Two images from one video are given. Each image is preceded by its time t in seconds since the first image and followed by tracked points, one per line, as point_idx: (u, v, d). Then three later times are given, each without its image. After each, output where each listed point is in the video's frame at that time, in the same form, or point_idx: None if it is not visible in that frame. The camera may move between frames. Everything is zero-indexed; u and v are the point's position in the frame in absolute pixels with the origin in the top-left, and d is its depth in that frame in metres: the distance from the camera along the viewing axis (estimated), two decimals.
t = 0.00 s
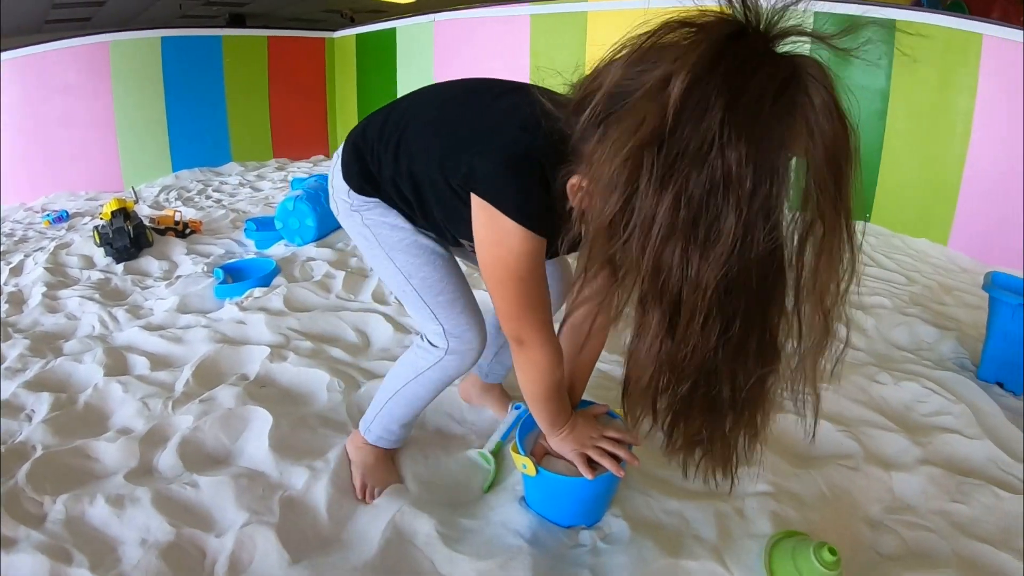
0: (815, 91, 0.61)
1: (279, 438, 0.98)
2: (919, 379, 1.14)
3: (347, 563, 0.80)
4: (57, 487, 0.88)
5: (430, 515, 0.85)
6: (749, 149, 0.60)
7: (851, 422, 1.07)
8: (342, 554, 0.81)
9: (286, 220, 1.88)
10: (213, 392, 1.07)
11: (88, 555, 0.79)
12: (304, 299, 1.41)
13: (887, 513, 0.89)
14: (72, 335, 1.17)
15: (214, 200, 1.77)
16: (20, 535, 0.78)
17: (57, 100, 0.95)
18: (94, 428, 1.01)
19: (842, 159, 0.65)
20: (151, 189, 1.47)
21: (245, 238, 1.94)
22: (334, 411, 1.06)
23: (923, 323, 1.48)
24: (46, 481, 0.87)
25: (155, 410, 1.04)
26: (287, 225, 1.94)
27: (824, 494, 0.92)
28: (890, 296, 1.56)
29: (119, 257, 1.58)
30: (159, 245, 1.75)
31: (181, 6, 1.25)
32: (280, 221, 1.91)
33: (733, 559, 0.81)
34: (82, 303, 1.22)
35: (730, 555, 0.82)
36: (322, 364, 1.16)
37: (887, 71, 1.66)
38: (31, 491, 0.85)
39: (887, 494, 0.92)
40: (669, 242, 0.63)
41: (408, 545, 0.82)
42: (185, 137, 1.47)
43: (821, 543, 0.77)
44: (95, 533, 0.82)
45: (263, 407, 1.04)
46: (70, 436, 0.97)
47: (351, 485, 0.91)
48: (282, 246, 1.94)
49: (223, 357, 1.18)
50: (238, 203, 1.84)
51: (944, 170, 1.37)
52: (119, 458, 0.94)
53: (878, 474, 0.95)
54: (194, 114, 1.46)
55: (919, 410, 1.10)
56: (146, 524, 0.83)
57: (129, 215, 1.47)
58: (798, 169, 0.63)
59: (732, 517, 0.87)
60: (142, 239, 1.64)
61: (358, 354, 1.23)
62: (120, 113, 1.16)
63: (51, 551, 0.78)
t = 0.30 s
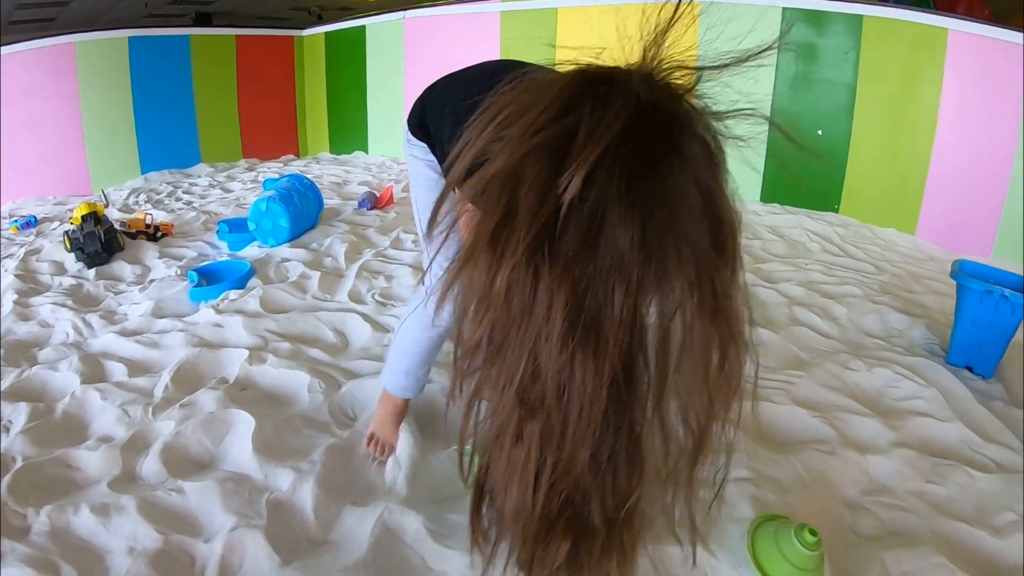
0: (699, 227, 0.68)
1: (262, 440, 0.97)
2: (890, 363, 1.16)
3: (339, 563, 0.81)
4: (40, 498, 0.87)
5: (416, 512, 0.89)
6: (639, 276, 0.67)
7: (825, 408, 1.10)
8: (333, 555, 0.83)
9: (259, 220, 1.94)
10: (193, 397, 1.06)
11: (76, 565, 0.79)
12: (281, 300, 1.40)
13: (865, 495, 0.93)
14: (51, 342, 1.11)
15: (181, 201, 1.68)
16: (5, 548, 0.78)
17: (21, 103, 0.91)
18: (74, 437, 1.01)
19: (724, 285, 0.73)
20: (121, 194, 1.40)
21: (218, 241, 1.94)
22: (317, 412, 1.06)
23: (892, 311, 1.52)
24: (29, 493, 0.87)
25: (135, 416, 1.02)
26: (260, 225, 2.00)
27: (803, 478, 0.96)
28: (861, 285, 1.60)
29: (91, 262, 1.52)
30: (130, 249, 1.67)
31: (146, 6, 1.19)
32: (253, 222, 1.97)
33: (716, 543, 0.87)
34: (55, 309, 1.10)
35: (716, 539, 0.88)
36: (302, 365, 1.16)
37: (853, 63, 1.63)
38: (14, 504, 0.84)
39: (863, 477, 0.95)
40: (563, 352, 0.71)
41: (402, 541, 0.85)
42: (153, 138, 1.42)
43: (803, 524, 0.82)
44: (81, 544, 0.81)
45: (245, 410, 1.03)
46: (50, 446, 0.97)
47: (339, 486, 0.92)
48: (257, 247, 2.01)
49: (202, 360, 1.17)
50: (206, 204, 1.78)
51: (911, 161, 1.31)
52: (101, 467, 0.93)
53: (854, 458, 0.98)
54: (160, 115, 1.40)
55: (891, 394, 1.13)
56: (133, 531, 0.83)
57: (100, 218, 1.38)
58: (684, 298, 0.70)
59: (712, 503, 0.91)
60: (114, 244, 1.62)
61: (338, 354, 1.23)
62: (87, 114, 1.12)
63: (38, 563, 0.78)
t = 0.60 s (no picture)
0: (441, 297, 0.55)
1: (267, 443, 0.95)
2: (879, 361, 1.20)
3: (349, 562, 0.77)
4: (46, 505, 0.88)
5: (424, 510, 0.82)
6: (364, 343, 0.57)
7: (816, 405, 1.10)
8: (344, 554, 0.78)
9: (254, 223, 1.84)
10: (196, 401, 1.04)
11: (85, 569, 0.78)
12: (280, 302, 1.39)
13: (856, 488, 0.93)
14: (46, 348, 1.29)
15: (172, 203, 1.84)
16: (13, 557, 0.80)
17: None
18: (76, 442, 1.01)
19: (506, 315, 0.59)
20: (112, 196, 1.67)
21: (213, 244, 1.92)
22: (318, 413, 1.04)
23: (881, 309, 1.55)
24: (35, 500, 0.88)
25: (137, 422, 1.03)
26: (255, 228, 1.90)
27: (793, 472, 0.94)
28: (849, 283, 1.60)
29: (84, 267, 1.69)
30: (126, 253, 1.78)
31: (134, 7, 1.35)
32: (248, 225, 1.88)
33: (714, 538, 0.80)
34: (51, 314, 1.39)
35: (711, 533, 0.80)
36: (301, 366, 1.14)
37: (842, 64, 1.72)
38: (20, 510, 0.86)
39: (855, 470, 0.96)
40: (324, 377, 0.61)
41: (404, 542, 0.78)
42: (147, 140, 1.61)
43: (797, 517, 0.75)
44: (91, 549, 0.81)
45: (249, 414, 1.01)
46: (53, 451, 0.98)
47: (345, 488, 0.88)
48: (250, 250, 1.90)
49: (202, 364, 1.16)
50: (200, 206, 1.89)
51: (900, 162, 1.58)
52: (105, 473, 0.93)
53: (844, 453, 0.98)
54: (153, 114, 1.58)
55: (880, 390, 1.16)
56: (143, 536, 0.81)
57: (93, 223, 1.63)
58: (420, 373, 0.58)
59: (709, 497, 0.86)
60: (108, 249, 1.71)
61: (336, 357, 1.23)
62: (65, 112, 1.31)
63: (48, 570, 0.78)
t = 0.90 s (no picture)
0: (285, 276, 0.68)
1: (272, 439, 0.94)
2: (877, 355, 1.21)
3: (356, 554, 0.76)
4: (51, 503, 0.88)
5: (429, 504, 0.82)
6: (238, 301, 0.72)
7: (815, 397, 1.10)
8: (350, 546, 0.77)
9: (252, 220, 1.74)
10: (199, 398, 1.04)
11: (91, 566, 0.78)
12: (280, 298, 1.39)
13: (856, 479, 0.94)
14: (47, 347, 1.30)
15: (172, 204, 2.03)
16: (19, 554, 0.79)
17: None
18: (79, 440, 1.01)
19: (336, 285, 0.68)
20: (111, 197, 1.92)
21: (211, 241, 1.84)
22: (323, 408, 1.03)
23: (878, 303, 1.56)
24: (40, 498, 0.89)
25: (141, 418, 1.03)
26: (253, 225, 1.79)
27: (795, 463, 0.94)
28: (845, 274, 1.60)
29: (84, 266, 1.65)
30: (125, 251, 1.75)
31: (130, 5, 1.84)
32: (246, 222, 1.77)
33: (717, 527, 0.80)
34: (53, 313, 1.40)
35: (714, 522, 0.81)
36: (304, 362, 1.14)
37: (838, 63, 2.08)
38: (24, 508, 0.87)
39: (854, 462, 0.96)
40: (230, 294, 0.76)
41: (409, 536, 0.78)
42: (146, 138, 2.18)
43: (798, 506, 0.76)
44: (97, 546, 0.80)
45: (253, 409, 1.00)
46: (56, 450, 0.99)
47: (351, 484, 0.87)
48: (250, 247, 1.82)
49: (204, 361, 1.16)
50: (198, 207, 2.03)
51: (896, 155, 1.99)
52: (110, 470, 0.93)
53: (844, 444, 0.99)
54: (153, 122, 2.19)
55: (878, 383, 1.17)
56: (148, 532, 0.80)
57: (92, 221, 1.69)
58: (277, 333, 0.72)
59: (712, 488, 0.86)
60: (108, 246, 1.71)
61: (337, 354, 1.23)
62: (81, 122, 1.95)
63: (54, 567, 0.77)
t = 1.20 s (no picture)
0: (265, 253, 0.74)
1: (270, 437, 0.94)
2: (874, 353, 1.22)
3: (354, 552, 0.76)
4: (49, 502, 0.88)
5: (427, 502, 0.82)
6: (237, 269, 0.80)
7: (813, 395, 1.11)
8: (349, 545, 0.78)
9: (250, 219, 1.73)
10: (197, 396, 1.04)
11: (89, 565, 0.77)
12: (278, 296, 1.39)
13: (852, 477, 0.94)
14: (45, 346, 1.28)
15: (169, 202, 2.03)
16: (17, 553, 0.79)
17: None
18: (77, 439, 1.01)
19: (310, 268, 0.74)
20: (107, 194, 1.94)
21: (209, 240, 1.84)
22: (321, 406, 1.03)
23: (875, 301, 1.56)
24: (38, 497, 0.88)
25: (139, 417, 1.02)
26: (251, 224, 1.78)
27: (792, 461, 0.94)
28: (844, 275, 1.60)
29: (82, 264, 1.64)
30: (123, 250, 1.74)
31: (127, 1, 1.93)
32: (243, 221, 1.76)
33: (714, 525, 0.81)
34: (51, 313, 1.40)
35: (711, 520, 0.81)
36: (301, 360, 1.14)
37: (836, 61, 2.10)
38: (22, 507, 0.86)
39: (850, 459, 0.97)
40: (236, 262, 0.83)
41: (409, 534, 0.78)
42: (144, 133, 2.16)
43: (795, 504, 0.76)
44: (95, 545, 0.80)
45: (251, 408, 1.00)
46: (55, 449, 0.98)
47: (349, 483, 0.87)
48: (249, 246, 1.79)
49: (202, 360, 1.16)
50: (195, 204, 2.05)
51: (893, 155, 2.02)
52: (108, 469, 0.93)
53: (841, 442, 0.99)
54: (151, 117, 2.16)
55: (875, 381, 1.17)
56: (146, 531, 0.80)
57: (89, 219, 1.68)
58: (265, 303, 0.79)
59: (709, 486, 0.86)
60: (105, 245, 1.70)
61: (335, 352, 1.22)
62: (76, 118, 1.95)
63: (53, 566, 0.77)
